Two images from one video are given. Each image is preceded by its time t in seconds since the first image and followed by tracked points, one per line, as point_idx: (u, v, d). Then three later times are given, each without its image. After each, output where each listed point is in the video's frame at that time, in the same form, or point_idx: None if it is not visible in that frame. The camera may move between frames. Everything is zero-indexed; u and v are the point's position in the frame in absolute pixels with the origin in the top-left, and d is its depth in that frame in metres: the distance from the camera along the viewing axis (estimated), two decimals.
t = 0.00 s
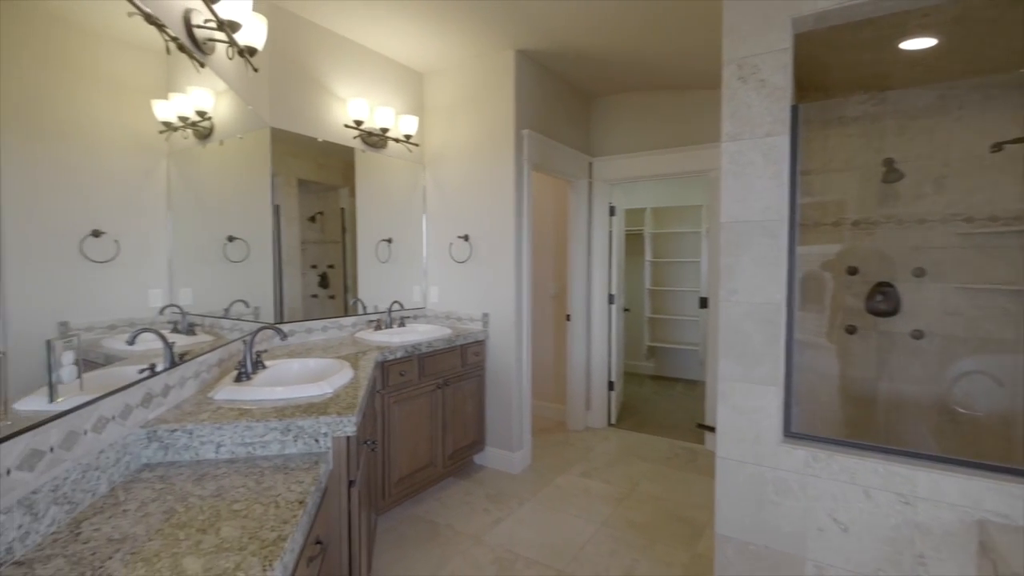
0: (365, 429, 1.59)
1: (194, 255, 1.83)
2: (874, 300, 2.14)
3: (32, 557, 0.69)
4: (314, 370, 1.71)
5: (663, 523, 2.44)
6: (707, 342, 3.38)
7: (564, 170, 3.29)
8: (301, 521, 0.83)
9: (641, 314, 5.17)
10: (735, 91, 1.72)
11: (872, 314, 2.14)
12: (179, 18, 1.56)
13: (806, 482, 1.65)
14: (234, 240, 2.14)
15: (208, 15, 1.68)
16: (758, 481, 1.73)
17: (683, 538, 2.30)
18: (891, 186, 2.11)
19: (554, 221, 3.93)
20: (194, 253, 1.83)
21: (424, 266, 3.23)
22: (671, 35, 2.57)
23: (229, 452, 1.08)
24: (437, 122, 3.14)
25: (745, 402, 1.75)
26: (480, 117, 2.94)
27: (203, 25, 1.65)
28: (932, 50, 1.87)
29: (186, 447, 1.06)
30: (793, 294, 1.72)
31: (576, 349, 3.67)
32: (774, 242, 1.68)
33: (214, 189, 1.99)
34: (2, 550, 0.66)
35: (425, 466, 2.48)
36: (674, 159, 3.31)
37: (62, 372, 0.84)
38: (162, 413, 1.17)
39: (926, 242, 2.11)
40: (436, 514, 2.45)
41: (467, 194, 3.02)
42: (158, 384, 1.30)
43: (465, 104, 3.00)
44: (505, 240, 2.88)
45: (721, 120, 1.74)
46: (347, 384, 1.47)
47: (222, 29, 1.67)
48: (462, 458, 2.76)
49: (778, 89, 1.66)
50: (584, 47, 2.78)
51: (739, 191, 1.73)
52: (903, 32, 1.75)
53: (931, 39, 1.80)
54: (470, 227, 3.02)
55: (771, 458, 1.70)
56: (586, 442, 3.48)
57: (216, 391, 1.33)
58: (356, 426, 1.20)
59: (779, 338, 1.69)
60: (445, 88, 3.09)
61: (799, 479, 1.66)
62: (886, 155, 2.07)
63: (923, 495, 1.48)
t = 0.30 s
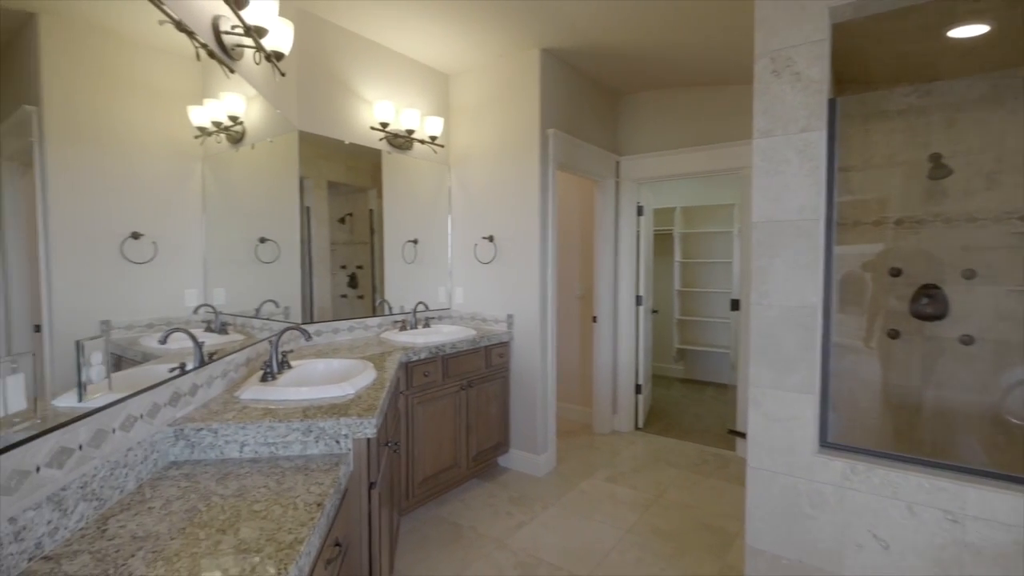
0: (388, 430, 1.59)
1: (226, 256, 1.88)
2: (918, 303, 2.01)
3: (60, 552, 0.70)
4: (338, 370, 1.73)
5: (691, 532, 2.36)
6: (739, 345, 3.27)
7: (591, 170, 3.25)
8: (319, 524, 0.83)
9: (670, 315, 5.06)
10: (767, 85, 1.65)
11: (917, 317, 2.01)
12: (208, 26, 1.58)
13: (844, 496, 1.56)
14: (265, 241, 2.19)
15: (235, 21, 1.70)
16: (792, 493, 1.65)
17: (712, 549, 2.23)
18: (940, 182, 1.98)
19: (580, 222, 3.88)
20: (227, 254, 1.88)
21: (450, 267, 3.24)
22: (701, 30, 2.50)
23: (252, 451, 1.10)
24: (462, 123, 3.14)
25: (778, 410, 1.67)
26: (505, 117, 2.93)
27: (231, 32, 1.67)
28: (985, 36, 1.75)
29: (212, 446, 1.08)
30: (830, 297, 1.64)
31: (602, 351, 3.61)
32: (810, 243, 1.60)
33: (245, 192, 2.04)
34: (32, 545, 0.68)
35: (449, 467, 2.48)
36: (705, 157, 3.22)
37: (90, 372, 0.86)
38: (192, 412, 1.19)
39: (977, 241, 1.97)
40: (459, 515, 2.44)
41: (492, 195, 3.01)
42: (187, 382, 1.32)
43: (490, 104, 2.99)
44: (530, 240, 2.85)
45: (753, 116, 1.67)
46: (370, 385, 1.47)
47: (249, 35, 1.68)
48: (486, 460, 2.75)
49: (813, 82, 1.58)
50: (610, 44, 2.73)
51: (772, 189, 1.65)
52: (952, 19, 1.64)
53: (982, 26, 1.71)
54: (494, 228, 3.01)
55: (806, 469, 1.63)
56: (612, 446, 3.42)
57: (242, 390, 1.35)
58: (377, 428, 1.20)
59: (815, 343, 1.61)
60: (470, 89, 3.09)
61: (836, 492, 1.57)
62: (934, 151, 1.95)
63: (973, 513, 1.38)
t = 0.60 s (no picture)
0: (407, 432, 1.59)
1: (255, 258, 1.92)
2: (965, 305, 1.87)
3: (80, 550, 0.72)
4: (358, 371, 1.74)
5: (718, 542, 2.29)
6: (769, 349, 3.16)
7: (615, 169, 3.19)
8: (332, 529, 0.82)
9: (698, 317, 4.93)
10: (799, 79, 1.58)
11: (961, 321, 1.88)
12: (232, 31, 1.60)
13: (881, 510, 1.48)
14: (291, 242, 2.23)
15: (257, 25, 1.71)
16: (825, 506, 1.58)
17: (740, 560, 2.15)
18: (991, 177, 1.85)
19: (604, 222, 3.82)
20: (254, 255, 1.92)
21: (472, 267, 3.23)
22: (730, 23, 2.42)
23: (271, 452, 1.11)
24: (485, 123, 3.13)
25: (810, 419, 1.60)
26: (528, 117, 2.90)
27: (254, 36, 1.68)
28: None
29: (232, 446, 1.09)
30: (868, 301, 1.55)
31: (627, 353, 3.55)
32: (846, 244, 1.52)
33: (271, 194, 2.08)
34: (54, 543, 0.69)
35: (470, 469, 2.48)
36: (734, 154, 3.12)
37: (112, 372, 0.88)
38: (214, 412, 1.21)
39: None
40: (480, 517, 2.43)
41: (515, 195, 2.99)
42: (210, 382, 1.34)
43: (513, 104, 2.97)
44: (553, 241, 2.82)
45: (784, 111, 1.60)
46: (389, 387, 1.48)
47: (272, 39, 1.69)
48: (507, 462, 2.73)
49: (849, 74, 1.50)
50: (636, 40, 2.67)
51: (804, 187, 1.58)
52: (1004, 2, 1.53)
53: None
54: (517, 228, 2.99)
55: (841, 481, 1.55)
56: (636, 450, 3.36)
57: (264, 390, 1.37)
58: (394, 431, 1.19)
59: (851, 349, 1.52)
60: (493, 89, 3.08)
61: (872, 506, 1.49)
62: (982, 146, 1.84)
63: None
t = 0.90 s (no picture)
0: (426, 434, 1.58)
1: (282, 258, 1.95)
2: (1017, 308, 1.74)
3: (100, 549, 0.73)
4: (378, 371, 1.74)
5: (747, 552, 2.21)
6: (802, 352, 3.03)
7: (640, 167, 3.12)
8: (346, 534, 0.81)
9: (726, 319, 4.79)
10: (835, 70, 1.50)
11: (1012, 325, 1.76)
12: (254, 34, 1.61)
13: (925, 527, 1.39)
14: (317, 243, 2.26)
15: (280, 28, 1.72)
16: (863, 520, 1.49)
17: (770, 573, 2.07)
18: None
19: (629, 221, 3.74)
20: (281, 256, 1.95)
21: (495, 268, 3.22)
22: (761, 15, 2.33)
23: (291, 453, 1.11)
24: (508, 122, 3.11)
25: (847, 428, 1.51)
26: (551, 115, 2.87)
27: (276, 39, 1.70)
28: None
29: (252, 446, 1.10)
30: (912, 304, 1.46)
31: (653, 355, 3.48)
32: (886, 244, 1.43)
33: (298, 196, 2.11)
34: (76, 540, 0.71)
35: (491, 471, 2.46)
36: (765, 151, 3.01)
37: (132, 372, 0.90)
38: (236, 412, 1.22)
39: None
40: (502, 520, 2.42)
41: (537, 194, 2.96)
42: (237, 381, 1.36)
43: (537, 103, 2.94)
44: (576, 241, 2.78)
45: (818, 105, 1.52)
46: (408, 388, 1.47)
47: (294, 42, 1.70)
48: (530, 465, 2.71)
49: (890, 64, 1.42)
50: (663, 35, 2.60)
51: (840, 185, 1.50)
52: None
53: None
54: (539, 229, 2.96)
55: (880, 495, 1.46)
56: (662, 455, 3.28)
57: (285, 391, 1.38)
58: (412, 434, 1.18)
59: (892, 356, 1.44)
60: (516, 87, 3.06)
61: (915, 523, 1.41)
62: None
63: None
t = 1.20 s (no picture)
0: (445, 435, 1.58)
1: (307, 258, 1.98)
2: None
3: (121, 546, 0.75)
4: (398, 372, 1.74)
5: (777, 564, 2.13)
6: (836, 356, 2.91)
7: (666, 166, 3.06)
8: (361, 537, 0.81)
9: (756, 321, 4.65)
10: (873, 61, 1.43)
11: None
12: (277, 37, 1.62)
13: (971, 546, 1.30)
14: (343, 244, 2.29)
15: (303, 31, 1.74)
16: (902, 536, 1.41)
17: None
18: None
19: (654, 221, 3.67)
20: (307, 257, 1.98)
21: (517, 268, 3.20)
22: (792, 6, 2.24)
23: (310, 453, 1.12)
24: (531, 122, 3.09)
25: (885, 438, 1.44)
26: (574, 114, 2.83)
27: (298, 42, 1.71)
28: None
29: (272, 446, 1.11)
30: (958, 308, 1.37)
31: (679, 358, 3.40)
32: (928, 244, 1.35)
33: (323, 198, 2.14)
34: (97, 537, 0.73)
35: (512, 473, 2.44)
36: (797, 147, 2.91)
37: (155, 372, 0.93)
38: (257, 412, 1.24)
39: None
40: (523, 523, 2.39)
41: (560, 194, 2.93)
42: (263, 378, 1.38)
43: (559, 102, 2.91)
44: (599, 242, 2.74)
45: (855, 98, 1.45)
46: (428, 390, 1.47)
47: (316, 44, 1.73)
48: (551, 468, 2.68)
49: (933, 52, 1.33)
50: (689, 30, 2.54)
51: (879, 182, 1.42)
52: None
53: None
54: (562, 229, 2.93)
55: (920, 510, 1.38)
56: (687, 460, 3.20)
57: (306, 390, 1.39)
58: (429, 437, 1.17)
59: (935, 362, 1.35)
60: (539, 86, 3.03)
61: (960, 541, 1.32)
62: None
63: None
